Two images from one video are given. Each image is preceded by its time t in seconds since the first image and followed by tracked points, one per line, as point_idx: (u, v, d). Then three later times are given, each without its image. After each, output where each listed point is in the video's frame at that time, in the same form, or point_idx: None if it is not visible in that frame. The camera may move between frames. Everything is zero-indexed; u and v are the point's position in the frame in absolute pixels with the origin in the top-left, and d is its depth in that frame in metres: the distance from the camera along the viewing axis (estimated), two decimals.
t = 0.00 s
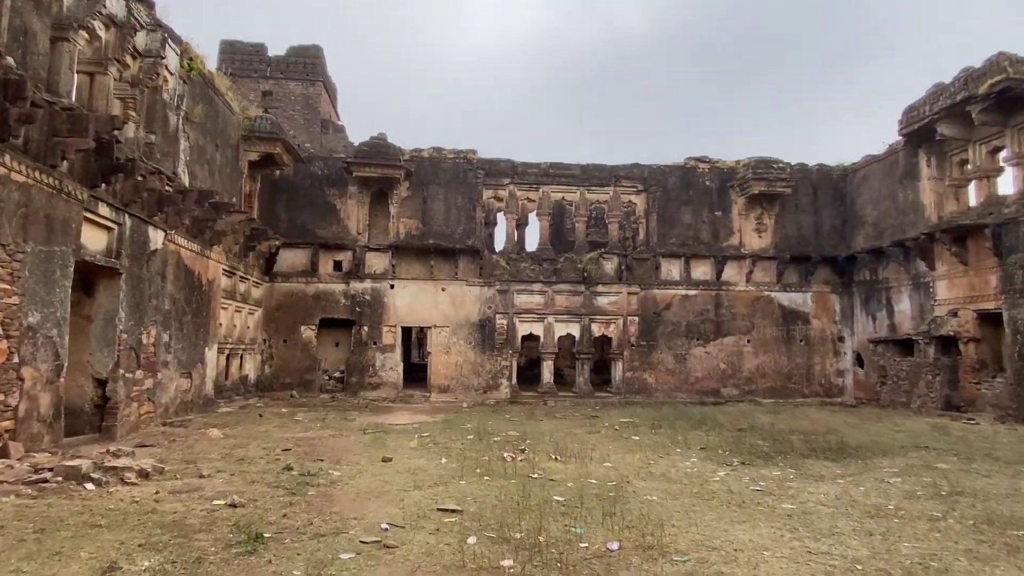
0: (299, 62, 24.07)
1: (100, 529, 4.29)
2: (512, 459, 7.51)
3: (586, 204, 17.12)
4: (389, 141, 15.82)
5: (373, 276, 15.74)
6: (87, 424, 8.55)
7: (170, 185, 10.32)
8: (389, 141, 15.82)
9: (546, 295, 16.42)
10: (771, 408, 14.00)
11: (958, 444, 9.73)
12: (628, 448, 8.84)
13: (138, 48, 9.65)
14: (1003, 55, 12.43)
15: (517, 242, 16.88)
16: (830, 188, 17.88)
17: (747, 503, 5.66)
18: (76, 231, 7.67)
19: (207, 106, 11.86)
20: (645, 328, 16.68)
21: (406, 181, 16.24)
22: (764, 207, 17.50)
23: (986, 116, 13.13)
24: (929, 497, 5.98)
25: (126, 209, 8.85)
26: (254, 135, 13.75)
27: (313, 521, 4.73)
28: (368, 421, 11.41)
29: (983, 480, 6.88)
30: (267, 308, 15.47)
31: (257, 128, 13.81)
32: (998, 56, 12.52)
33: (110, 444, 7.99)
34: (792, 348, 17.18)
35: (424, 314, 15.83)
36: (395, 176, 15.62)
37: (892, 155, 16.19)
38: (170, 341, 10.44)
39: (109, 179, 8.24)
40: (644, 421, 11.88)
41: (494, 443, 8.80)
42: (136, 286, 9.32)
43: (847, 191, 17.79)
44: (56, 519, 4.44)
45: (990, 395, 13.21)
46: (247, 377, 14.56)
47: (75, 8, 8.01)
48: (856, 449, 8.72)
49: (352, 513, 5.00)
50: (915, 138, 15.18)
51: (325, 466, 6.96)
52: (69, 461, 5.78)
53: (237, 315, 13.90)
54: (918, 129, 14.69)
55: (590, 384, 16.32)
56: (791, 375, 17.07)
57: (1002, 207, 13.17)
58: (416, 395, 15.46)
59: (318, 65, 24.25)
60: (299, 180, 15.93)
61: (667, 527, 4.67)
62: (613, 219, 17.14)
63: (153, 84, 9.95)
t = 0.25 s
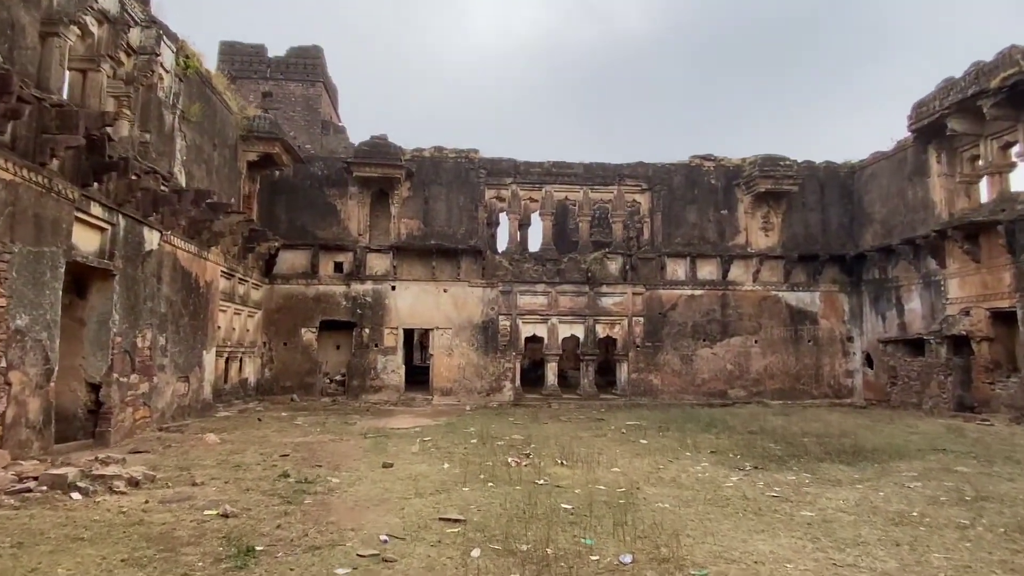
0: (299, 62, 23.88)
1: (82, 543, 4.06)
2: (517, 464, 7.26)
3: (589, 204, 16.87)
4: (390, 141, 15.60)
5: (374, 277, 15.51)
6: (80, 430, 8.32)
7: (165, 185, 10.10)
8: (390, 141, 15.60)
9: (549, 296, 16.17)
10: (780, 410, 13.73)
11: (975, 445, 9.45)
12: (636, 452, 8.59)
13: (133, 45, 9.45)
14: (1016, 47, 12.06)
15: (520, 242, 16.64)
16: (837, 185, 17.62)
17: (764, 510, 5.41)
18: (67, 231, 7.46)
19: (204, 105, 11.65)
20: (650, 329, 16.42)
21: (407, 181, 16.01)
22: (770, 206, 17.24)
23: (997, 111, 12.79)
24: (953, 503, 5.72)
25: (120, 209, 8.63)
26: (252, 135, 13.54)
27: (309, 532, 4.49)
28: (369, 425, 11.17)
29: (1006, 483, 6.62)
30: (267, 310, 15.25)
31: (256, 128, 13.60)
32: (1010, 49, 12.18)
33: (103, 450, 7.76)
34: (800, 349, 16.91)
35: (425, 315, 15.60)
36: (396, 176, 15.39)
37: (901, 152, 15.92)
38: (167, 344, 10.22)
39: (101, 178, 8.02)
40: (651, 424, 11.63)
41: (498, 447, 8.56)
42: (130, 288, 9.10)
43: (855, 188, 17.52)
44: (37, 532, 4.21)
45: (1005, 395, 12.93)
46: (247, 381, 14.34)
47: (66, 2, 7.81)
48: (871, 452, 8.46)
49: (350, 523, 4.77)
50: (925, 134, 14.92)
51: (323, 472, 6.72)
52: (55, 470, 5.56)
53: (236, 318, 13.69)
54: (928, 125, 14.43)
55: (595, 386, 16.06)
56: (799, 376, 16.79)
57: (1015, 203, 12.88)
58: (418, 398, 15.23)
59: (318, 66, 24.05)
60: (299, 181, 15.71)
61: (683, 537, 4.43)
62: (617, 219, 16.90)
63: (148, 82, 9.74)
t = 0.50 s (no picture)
0: (298, 62, 23.67)
1: (60, 557, 3.82)
2: (521, 470, 7.01)
3: (592, 203, 16.62)
4: (390, 140, 15.36)
5: (375, 278, 15.27)
6: (71, 435, 8.08)
7: (159, 184, 9.87)
8: (390, 139, 15.36)
9: (552, 296, 15.92)
10: (788, 412, 13.46)
11: (992, 448, 9.17)
12: (644, 456, 8.33)
13: (126, 40, 9.23)
14: None
15: (522, 242, 16.40)
16: (844, 183, 17.37)
17: (781, 519, 5.16)
18: (55, 231, 7.23)
19: (200, 103, 11.43)
20: (655, 329, 16.16)
21: (408, 180, 15.78)
22: (776, 204, 16.99)
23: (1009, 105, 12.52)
24: (979, 510, 5.46)
25: (111, 207, 8.40)
26: (250, 134, 13.31)
27: (303, 544, 4.25)
28: (369, 429, 10.92)
29: None
30: (266, 312, 15.01)
31: (254, 126, 13.37)
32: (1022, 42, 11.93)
33: (94, 456, 7.51)
34: (808, 349, 16.64)
35: (426, 316, 15.35)
36: (396, 175, 15.15)
37: (909, 148, 15.66)
38: (162, 347, 9.99)
39: (92, 176, 7.79)
40: (657, 426, 11.38)
41: (501, 451, 8.30)
42: (123, 289, 8.86)
43: (862, 186, 17.27)
44: (13, 546, 3.97)
45: (1019, 396, 12.67)
46: (246, 384, 14.10)
47: None
48: (887, 455, 8.19)
49: (346, 534, 4.52)
50: (933, 130, 14.66)
51: (320, 479, 6.47)
52: (39, 478, 5.33)
53: (234, 320, 13.45)
54: (937, 121, 14.17)
55: (599, 388, 15.80)
56: (807, 377, 16.53)
57: None
58: (419, 401, 14.99)
59: (318, 65, 23.83)
60: (298, 181, 15.49)
61: (699, 549, 4.18)
62: (620, 218, 16.64)
63: (141, 78, 9.51)
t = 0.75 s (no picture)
0: (295, 62, 23.46)
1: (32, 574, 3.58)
2: (522, 476, 6.78)
3: (593, 202, 16.39)
4: (388, 139, 15.14)
5: (372, 279, 15.04)
6: (59, 440, 7.84)
7: (151, 182, 9.65)
8: (388, 138, 15.14)
9: (553, 297, 15.67)
10: (793, 414, 13.24)
11: (1004, 451, 8.95)
12: (648, 461, 8.09)
13: (116, 35, 9.01)
14: None
15: (521, 242, 16.17)
16: (848, 182, 17.16)
17: (795, 528, 4.93)
18: (40, 230, 7.00)
19: (193, 100, 11.21)
20: (657, 330, 15.92)
21: (406, 180, 15.55)
22: (779, 203, 16.77)
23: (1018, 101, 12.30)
24: (1000, 518, 5.23)
25: (100, 206, 8.17)
26: (245, 132, 13.08)
27: (292, 558, 4.02)
28: (367, 433, 10.69)
29: None
30: (262, 314, 14.78)
31: (249, 125, 13.14)
32: None
33: (80, 463, 7.27)
34: (812, 350, 16.41)
35: (425, 318, 15.12)
36: (394, 174, 14.93)
37: (914, 146, 15.45)
38: (153, 349, 9.76)
39: (79, 174, 7.56)
40: (660, 429, 11.14)
41: (501, 456, 8.06)
42: (113, 290, 8.64)
43: (866, 185, 17.05)
44: None
45: None
46: (241, 387, 13.87)
47: None
48: (898, 459, 7.95)
49: (338, 546, 4.29)
50: (939, 127, 14.44)
51: (313, 486, 6.24)
52: (18, 487, 5.09)
53: (229, 322, 13.22)
54: (944, 117, 13.95)
55: (601, 390, 15.57)
56: (811, 378, 16.30)
57: None
58: (418, 404, 14.76)
59: (315, 64, 23.60)
60: (294, 180, 15.26)
61: (712, 562, 3.94)
62: (621, 217, 16.41)
63: (132, 74, 9.29)
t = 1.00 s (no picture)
0: (290, 60, 23.20)
1: None
2: (519, 480, 6.53)
3: (592, 200, 16.15)
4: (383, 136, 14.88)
5: (368, 279, 14.78)
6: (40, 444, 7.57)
7: (138, 179, 9.38)
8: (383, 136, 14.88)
9: (551, 297, 15.41)
10: (796, 416, 13.00)
11: (1013, 453, 8.72)
12: (649, 464, 7.84)
13: (101, 27, 8.74)
14: None
15: (519, 241, 15.92)
16: (849, 180, 16.94)
17: (807, 537, 4.69)
18: (19, 226, 6.73)
19: (183, 95, 10.95)
20: (657, 331, 15.68)
21: (402, 178, 15.30)
22: (780, 201, 16.55)
23: None
24: (1021, 525, 4.99)
25: (83, 202, 7.91)
26: (237, 129, 12.82)
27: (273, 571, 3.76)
28: (361, 435, 10.43)
29: None
30: (255, 314, 14.51)
31: (241, 121, 12.87)
32: None
33: (61, 468, 7.00)
34: (814, 351, 16.19)
35: (421, 318, 14.86)
36: (389, 172, 14.67)
37: (917, 143, 15.23)
38: (140, 350, 9.50)
39: (60, 168, 7.29)
40: (661, 431, 10.90)
41: (497, 460, 7.81)
42: (97, 290, 8.37)
43: (868, 183, 16.84)
44: None
45: None
46: (234, 389, 13.60)
47: None
48: (907, 462, 7.71)
49: (323, 558, 4.04)
50: (943, 124, 14.22)
51: (301, 492, 5.98)
52: None
53: (221, 322, 12.96)
54: (947, 114, 13.70)
55: (600, 392, 15.33)
56: (813, 379, 16.08)
57: None
58: (414, 406, 14.50)
59: (311, 63, 23.36)
60: (288, 178, 15.00)
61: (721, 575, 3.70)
62: (620, 216, 16.16)
63: (118, 68, 9.02)
